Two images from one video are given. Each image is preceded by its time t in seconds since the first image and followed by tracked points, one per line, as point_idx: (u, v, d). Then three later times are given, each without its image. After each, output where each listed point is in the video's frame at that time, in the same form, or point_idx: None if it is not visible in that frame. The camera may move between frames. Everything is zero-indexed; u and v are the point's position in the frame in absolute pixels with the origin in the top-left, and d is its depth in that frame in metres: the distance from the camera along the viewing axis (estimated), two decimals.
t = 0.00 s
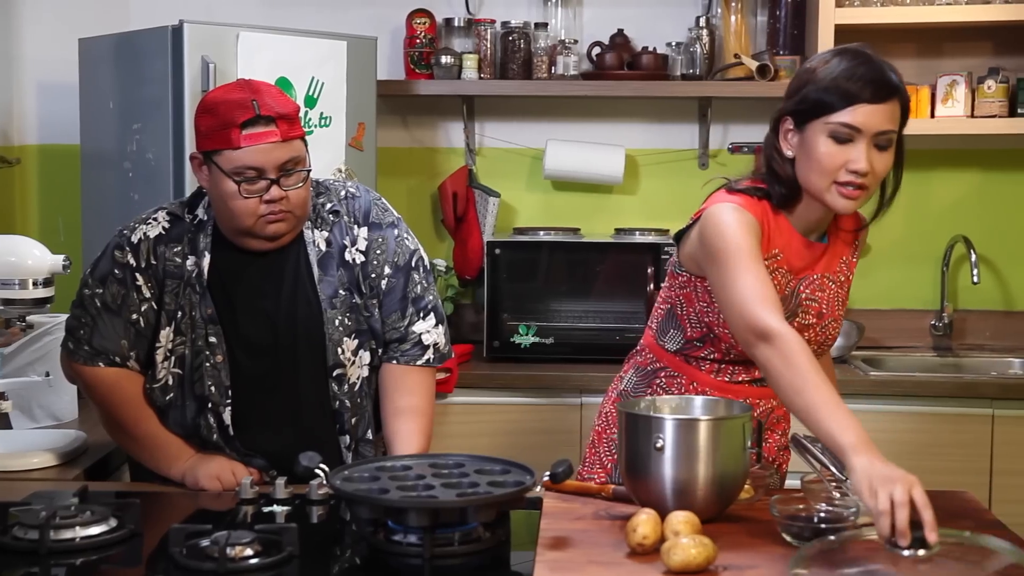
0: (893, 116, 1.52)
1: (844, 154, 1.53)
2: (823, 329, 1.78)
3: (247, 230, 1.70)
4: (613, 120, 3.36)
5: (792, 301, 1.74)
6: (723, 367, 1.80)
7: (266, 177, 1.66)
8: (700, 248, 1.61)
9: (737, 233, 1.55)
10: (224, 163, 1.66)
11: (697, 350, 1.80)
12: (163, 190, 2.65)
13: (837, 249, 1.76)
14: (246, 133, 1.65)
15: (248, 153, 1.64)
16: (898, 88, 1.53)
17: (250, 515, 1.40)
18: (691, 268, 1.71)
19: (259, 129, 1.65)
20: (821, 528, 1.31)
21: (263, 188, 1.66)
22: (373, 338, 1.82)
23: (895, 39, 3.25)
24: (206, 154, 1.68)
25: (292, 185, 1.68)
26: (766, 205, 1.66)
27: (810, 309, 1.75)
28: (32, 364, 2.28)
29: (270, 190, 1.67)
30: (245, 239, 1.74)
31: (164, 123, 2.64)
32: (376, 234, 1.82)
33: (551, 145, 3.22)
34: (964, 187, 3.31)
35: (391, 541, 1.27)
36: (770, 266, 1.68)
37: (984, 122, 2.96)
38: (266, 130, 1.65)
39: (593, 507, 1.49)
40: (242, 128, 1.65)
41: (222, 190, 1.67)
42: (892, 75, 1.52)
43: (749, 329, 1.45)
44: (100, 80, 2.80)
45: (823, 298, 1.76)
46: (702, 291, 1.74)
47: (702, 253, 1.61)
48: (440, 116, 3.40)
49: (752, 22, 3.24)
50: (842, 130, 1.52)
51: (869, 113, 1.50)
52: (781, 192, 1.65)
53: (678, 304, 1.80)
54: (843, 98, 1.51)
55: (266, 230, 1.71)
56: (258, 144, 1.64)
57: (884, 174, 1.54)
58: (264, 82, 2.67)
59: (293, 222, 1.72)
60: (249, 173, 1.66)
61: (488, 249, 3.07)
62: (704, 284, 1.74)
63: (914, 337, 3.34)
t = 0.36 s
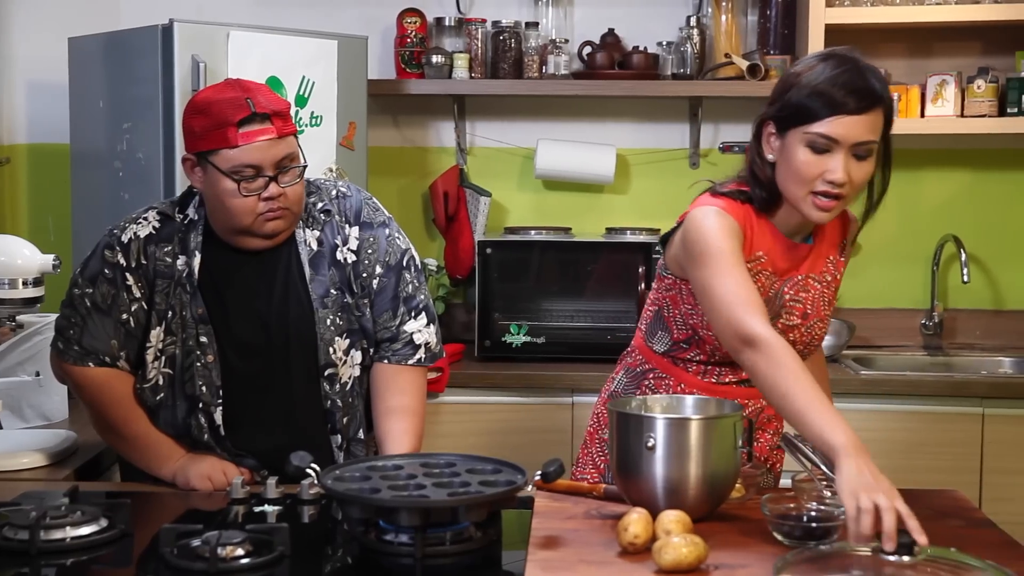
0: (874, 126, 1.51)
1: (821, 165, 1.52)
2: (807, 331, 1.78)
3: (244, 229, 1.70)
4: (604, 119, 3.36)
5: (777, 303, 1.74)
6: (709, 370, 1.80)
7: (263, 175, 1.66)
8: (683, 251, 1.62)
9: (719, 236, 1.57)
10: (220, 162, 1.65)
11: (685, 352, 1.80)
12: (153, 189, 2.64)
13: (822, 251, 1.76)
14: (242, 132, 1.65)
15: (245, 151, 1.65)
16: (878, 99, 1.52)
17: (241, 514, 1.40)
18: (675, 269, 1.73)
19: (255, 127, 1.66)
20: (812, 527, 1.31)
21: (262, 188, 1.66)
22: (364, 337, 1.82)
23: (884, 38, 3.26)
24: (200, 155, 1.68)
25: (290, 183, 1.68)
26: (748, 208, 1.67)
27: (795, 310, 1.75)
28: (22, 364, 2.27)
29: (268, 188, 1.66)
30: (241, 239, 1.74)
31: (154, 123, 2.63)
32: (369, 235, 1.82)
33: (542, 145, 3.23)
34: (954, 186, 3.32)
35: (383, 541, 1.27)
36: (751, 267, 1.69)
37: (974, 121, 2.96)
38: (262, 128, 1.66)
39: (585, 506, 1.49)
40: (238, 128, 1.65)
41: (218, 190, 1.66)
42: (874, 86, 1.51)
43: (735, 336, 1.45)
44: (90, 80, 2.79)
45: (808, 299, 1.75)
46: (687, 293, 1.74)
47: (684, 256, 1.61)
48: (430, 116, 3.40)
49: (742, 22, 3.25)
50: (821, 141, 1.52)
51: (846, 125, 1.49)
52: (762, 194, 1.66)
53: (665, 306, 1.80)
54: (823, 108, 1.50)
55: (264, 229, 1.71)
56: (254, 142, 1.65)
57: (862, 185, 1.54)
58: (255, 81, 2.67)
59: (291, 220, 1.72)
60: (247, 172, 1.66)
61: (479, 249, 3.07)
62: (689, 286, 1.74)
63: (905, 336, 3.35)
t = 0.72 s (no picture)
0: (808, 123, 1.45)
1: (750, 159, 1.47)
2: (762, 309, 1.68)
3: (249, 228, 1.70)
4: (602, 119, 3.36)
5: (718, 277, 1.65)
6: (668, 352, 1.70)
7: (269, 172, 1.66)
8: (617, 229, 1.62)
9: (636, 195, 1.57)
10: (225, 161, 1.65)
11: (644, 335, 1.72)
12: (151, 189, 2.64)
13: (770, 227, 1.67)
14: (247, 130, 1.66)
15: (250, 149, 1.65)
16: (814, 95, 1.46)
17: (239, 514, 1.40)
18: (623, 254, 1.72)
19: (260, 125, 1.66)
20: (811, 526, 1.31)
21: (267, 185, 1.66)
22: (364, 336, 1.82)
23: (883, 38, 3.26)
24: (201, 152, 1.68)
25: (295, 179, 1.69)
26: (686, 183, 1.65)
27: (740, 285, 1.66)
28: (21, 364, 2.27)
29: (274, 185, 1.67)
30: (244, 237, 1.74)
31: (153, 122, 2.63)
32: (370, 234, 1.82)
33: (540, 145, 3.23)
34: (952, 185, 3.32)
35: (382, 540, 1.27)
36: (683, 237, 1.63)
37: (972, 121, 2.97)
38: (269, 125, 1.67)
39: (584, 505, 1.49)
40: (242, 125, 1.66)
41: (223, 189, 1.66)
42: (810, 84, 1.45)
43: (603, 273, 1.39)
44: (89, 79, 2.79)
45: (754, 274, 1.66)
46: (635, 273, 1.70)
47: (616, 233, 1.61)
48: (429, 116, 3.40)
49: (740, 21, 3.25)
50: (750, 137, 1.46)
51: (773, 125, 1.43)
52: (699, 171, 1.63)
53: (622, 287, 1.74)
54: (758, 102, 1.43)
55: (269, 227, 1.71)
56: (258, 140, 1.65)
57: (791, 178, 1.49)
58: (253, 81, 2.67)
59: (296, 216, 1.73)
60: (253, 170, 1.66)
61: (478, 248, 3.07)
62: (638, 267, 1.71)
63: (903, 335, 3.35)
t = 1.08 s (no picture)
0: (728, 106, 1.60)
1: (677, 144, 1.62)
2: (699, 281, 1.76)
3: (253, 227, 1.70)
4: (602, 118, 3.36)
5: (655, 253, 1.78)
6: (625, 336, 1.80)
7: (274, 171, 1.66)
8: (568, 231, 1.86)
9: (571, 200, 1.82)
10: (231, 161, 1.65)
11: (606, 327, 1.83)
12: (150, 188, 2.64)
13: (709, 207, 1.79)
14: (252, 129, 1.66)
15: (256, 148, 1.65)
16: (733, 79, 1.61)
17: (239, 513, 1.40)
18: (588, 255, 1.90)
19: (267, 124, 1.66)
20: (810, 526, 1.31)
21: (273, 185, 1.66)
22: (365, 336, 1.82)
23: (883, 37, 3.26)
24: (206, 152, 1.68)
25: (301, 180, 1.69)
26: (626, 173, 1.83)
27: (675, 259, 1.77)
28: (20, 363, 2.27)
29: (279, 185, 1.66)
30: (248, 237, 1.74)
31: (153, 122, 2.63)
32: (370, 234, 1.82)
33: (540, 145, 3.23)
34: (952, 185, 3.32)
35: (382, 539, 1.27)
36: (620, 221, 1.79)
37: (972, 120, 2.97)
38: (274, 125, 1.67)
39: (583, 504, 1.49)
40: (247, 124, 1.66)
41: (228, 188, 1.66)
42: (729, 69, 1.61)
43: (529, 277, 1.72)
44: (88, 79, 2.79)
45: (690, 248, 1.77)
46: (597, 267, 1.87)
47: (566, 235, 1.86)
48: (429, 115, 3.40)
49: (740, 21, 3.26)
50: (674, 123, 1.61)
51: (696, 110, 1.59)
52: (634, 161, 1.81)
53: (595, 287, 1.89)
54: (682, 88, 1.59)
55: (273, 226, 1.71)
56: (262, 139, 1.65)
57: (717, 159, 1.63)
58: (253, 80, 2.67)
59: (301, 216, 1.73)
60: (259, 170, 1.65)
61: (478, 247, 3.07)
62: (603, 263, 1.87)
63: (902, 335, 3.35)
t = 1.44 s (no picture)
0: (683, 90, 1.69)
1: (638, 129, 1.70)
2: (669, 266, 1.82)
3: (253, 224, 1.70)
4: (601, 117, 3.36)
5: (625, 244, 1.85)
6: (603, 329, 1.87)
7: (274, 168, 1.66)
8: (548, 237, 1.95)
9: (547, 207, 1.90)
10: (231, 158, 1.65)
11: (585, 323, 1.91)
12: (149, 186, 2.64)
13: (677, 197, 1.86)
14: (254, 127, 1.65)
15: (256, 146, 1.65)
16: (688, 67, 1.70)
17: (237, 511, 1.40)
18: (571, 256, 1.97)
19: (268, 122, 1.66)
20: (808, 524, 1.31)
21: (271, 182, 1.66)
22: (364, 335, 1.82)
23: (881, 36, 3.26)
24: (206, 150, 1.67)
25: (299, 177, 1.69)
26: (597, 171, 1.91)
27: (645, 248, 1.84)
28: (19, 361, 2.26)
29: (278, 182, 1.66)
30: (248, 234, 1.74)
31: (151, 120, 2.63)
32: (369, 233, 1.82)
33: (540, 143, 3.24)
34: (950, 183, 3.33)
35: (380, 537, 1.27)
36: (592, 216, 1.87)
37: (970, 119, 2.97)
38: (275, 122, 1.66)
39: (581, 503, 1.49)
40: (249, 122, 1.65)
41: (228, 185, 1.66)
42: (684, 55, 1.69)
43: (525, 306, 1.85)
44: (87, 77, 2.79)
45: (658, 237, 1.84)
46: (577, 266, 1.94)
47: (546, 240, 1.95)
48: (428, 114, 3.40)
49: (739, 19, 3.26)
50: (634, 107, 1.69)
51: (655, 92, 1.67)
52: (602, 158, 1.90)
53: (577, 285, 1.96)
54: (639, 75, 1.68)
55: (272, 224, 1.71)
56: (262, 137, 1.65)
57: (676, 144, 1.71)
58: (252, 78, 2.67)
59: (300, 214, 1.72)
60: (258, 168, 1.65)
61: (477, 245, 3.07)
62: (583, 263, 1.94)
63: (901, 333, 3.34)
